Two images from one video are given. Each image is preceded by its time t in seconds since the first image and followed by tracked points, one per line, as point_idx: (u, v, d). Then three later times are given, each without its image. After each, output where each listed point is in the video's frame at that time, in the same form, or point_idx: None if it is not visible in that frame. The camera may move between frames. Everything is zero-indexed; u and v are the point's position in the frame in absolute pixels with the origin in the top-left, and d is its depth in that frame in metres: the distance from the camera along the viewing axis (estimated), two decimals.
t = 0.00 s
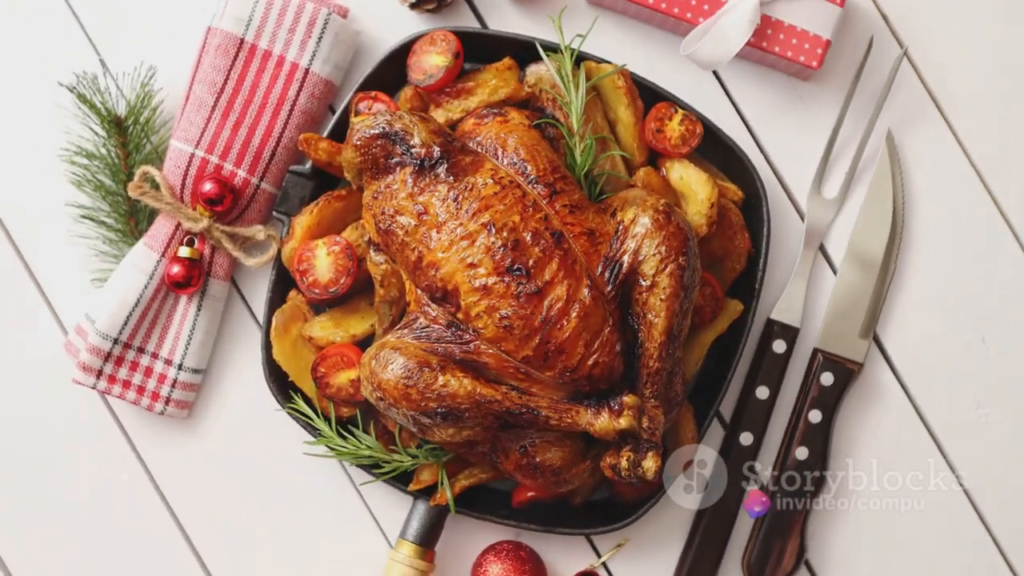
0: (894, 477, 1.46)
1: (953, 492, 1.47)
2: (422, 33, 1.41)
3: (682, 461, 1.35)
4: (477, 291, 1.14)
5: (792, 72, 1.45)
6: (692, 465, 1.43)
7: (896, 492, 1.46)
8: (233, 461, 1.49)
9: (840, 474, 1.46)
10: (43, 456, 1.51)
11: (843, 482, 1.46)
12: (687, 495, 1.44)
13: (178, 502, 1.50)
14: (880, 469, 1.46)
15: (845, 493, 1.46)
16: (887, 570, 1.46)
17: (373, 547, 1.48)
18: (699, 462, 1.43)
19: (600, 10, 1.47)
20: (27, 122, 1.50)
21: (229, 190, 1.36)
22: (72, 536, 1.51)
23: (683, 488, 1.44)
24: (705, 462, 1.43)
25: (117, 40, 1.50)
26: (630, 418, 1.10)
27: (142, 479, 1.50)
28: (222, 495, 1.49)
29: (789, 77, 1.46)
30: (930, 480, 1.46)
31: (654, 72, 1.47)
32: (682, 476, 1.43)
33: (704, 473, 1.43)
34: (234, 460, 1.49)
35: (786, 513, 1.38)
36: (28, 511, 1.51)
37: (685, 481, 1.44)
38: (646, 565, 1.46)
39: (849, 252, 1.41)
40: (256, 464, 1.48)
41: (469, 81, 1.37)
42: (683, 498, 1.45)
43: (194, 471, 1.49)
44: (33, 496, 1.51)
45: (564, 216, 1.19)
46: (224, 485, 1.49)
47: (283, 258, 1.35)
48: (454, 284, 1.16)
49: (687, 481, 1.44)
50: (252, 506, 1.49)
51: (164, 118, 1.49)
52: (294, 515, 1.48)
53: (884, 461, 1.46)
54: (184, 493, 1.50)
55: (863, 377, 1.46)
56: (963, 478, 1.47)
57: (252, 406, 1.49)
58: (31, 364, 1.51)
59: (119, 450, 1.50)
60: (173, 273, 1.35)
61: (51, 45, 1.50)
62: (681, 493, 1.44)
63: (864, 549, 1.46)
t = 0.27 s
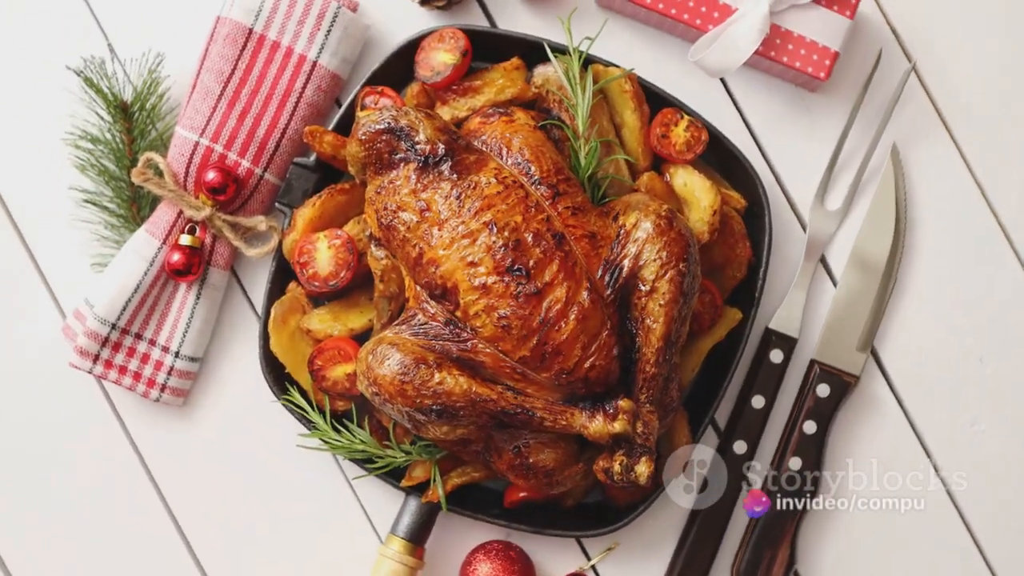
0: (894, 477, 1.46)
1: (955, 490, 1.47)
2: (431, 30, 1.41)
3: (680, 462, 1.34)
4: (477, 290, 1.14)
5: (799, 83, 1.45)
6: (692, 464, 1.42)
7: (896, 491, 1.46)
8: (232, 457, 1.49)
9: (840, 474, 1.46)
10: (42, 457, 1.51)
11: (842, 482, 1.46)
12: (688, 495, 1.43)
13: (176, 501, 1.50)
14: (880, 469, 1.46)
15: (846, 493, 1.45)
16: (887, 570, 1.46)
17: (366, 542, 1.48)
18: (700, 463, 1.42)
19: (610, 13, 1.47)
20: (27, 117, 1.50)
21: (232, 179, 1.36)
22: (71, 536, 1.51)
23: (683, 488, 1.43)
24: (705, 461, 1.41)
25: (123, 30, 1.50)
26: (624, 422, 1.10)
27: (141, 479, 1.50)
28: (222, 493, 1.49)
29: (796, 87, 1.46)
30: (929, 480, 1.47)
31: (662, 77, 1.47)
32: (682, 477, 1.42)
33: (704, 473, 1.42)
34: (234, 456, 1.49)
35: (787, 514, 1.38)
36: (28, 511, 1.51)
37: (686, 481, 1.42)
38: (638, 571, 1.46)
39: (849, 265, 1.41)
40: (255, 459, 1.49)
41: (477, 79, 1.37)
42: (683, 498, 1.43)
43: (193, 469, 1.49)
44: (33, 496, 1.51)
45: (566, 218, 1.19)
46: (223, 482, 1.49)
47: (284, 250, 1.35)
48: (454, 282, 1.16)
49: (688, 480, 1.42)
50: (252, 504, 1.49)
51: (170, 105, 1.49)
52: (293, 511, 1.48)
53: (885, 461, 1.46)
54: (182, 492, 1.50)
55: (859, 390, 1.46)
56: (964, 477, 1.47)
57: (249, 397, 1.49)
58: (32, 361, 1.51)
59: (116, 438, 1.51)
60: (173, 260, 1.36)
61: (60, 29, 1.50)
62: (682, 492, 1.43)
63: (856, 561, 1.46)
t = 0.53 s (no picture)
0: (894, 477, 1.46)
1: (954, 491, 1.46)
2: (442, 26, 1.41)
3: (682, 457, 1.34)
4: (476, 288, 1.14)
5: (808, 96, 1.45)
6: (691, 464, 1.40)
7: (896, 491, 1.46)
8: (229, 449, 1.49)
9: (840, 474, 1.46)
10: (41, 459, 1.51)
11: (842, 482, 1.46)
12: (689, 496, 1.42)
13: (172, 501, 1.50)
14: (880, 469, 1.46)
15: (845, 493, 1.45)
16: (887, 570, 1.46)
17: (357, 535, 1.48)
18: (699, 463, 1.40)
19: (621, 18, 1.47)
20: (27, 111, 1.51)
21: (237, 167, 1.36)
22: (71, 537, 1.51)
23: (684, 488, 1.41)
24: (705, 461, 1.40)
25: (134, 13, 1.50)
26: (617, 427, 1.10)
27: (140, 478, 1.50)
28: (220, 489, 1.49)
29: (805, 100, 1.46)
30: (926, 488, 1.47)
31: (671, 84, 1.47)
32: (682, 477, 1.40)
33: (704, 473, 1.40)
34: (232, 451, 1.49)
35: (789, 513, 1.38)
36: (28, 511, 1.51)
37: (686, 482, 1.41)
38: None
39: (848, 282, 1.40)
40: (254, 451, 1.49)
41: (486, 78, 1.37)
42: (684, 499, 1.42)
43: (192, 464, 1.49)
44: (33, 496, 1.51)
45: (568, 220, 1.19)
46: (221, 476, 1.49)
47: (286, 240, 1.35)
48: (453, 280, 1.16)
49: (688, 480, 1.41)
50: (251, 496, 1.49)
51: (179, 90, 1.49)
52: (290, 503, 1.48)
53: (885, 461, 1.46)
54: (179, 486, 1.50)
55: (853, 406, 1.46)
56: (963, 477, 1.46)
57: (245, 385, 1.49)
58: (34, 357, 1.51)
59: (113, 423, 1.51)
60: (174, 245, 1.36)
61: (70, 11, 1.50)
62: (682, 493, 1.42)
63: None
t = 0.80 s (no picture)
0: (894, 476, 1.46)
1: (953, 491, 1.46)
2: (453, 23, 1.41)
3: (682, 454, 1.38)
4: (476, 287, 1.14)
5: (816, 109, 1.45)
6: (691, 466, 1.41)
7: (896, 491, 1.46)
8: (225, 439, 1.49)
9: (840, 475, 1.46)
10: (41, 460, 1.52)
11: (842, 482, 1.46)
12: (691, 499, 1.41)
13: (170, 500, 1.50)
14: (880, 469, 1.46)
15: (845, 493, 1.45)
16: (887, 570, 1.46)
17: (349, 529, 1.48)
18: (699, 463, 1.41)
19: (632, 23, 1.47)
20: (31, 105, 1.51)
21: (242, 154, 1.36)
22: (72, 537, 1.52)
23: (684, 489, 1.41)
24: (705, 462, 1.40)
25: None
26: (610, 432, 1.10)
27: (136, 469, 1.51)
28: (219, 490, 1.49)
29: (812, 114, 1.46)
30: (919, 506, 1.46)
31: (680, 92, 1.47)
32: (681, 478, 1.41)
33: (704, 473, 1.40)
34: (231, 448, 1.49)
35: (788, 513, 1.38)
36: (28, 511, 1.52)
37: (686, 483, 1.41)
38: None
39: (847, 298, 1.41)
40: (250, 442, 1.49)
41: (495, 77, 1.37)
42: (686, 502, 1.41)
43: (191, 462, 1.49)
44: (33, 497, 1.52)
45: (571, 223, 1.19)
46: (216, 467, 1.49)
47: (288, 230, 1.35)
48: (453, 277, 1.16)
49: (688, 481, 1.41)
50: (247, 488, 1.49)
51: (187, 76, 1.49)
52: (289, 501, 1.48)
53: (884, 461, 1.46)
54: (174, 476, 1.50)
55: (847, 421, 1.46)
56: (963, 477, 1.46)
57: (242, 374, 1.49)
58: (36, 354, 1.52)
59: (111, 409, 1.51)
60: (175, 231, 1.36)
61: None
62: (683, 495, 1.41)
63: None
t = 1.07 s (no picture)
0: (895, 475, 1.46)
1: (953, 490, 1.46)
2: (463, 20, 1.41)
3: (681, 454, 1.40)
4: (476, 287, 1.14)
5: (822, 121, 1.45)
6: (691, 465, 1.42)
7: (896, 491, 1.46)
8: (222, 431, 1.49)
9: (840, 474, 1.46)
10: (40, 460, 1.52)
11: (843, 482, 1.46)
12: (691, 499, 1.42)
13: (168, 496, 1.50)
14: (881, 468, 1.46)
15: (845, 493, 1.45)
16: (887, 569, 1.46)
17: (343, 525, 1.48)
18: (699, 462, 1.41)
19: (641, 28, 1.47)
20: (36, 100, 1.51)
21: (246, 144, 1.36)
22: (71, 537, 1.52)
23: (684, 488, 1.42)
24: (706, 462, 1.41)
25: None
26: (603, 435, 1.10)
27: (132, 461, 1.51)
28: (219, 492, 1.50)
29: (818, 125, 1.46)
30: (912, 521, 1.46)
31: (687, 98, 1.47)
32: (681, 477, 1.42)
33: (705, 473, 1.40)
34: (230, 443, 1.49)
35: (783, 517, 1.38)
36: (28, 511, 1.53)
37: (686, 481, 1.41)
38: None
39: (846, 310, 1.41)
40: (246, 434, 1.49)
41: (502, 76, 1.37)
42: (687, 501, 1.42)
43: (190, 461, 1.50)
44: (32, 497, 1.53)
45: (573, 225, 1.19)
46: (213, 461, 1.49)
47: (289, 222, 1.35)
48: (453, 276, 1.16)
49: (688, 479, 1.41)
50: (244, 484, 1.49)
51: (196, 63, 1.49)
52: (289, 504, 1.49)
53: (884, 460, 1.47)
54: (171, 468, 1.50)
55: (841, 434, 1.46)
56: (963, 477, 1.46)
57: (241, 366, 1.49)
58: (38, 351, 1.52)
59: (110, 400, 1.51)
60: (177, 218, 1.36)
61: None
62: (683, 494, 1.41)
63: None
